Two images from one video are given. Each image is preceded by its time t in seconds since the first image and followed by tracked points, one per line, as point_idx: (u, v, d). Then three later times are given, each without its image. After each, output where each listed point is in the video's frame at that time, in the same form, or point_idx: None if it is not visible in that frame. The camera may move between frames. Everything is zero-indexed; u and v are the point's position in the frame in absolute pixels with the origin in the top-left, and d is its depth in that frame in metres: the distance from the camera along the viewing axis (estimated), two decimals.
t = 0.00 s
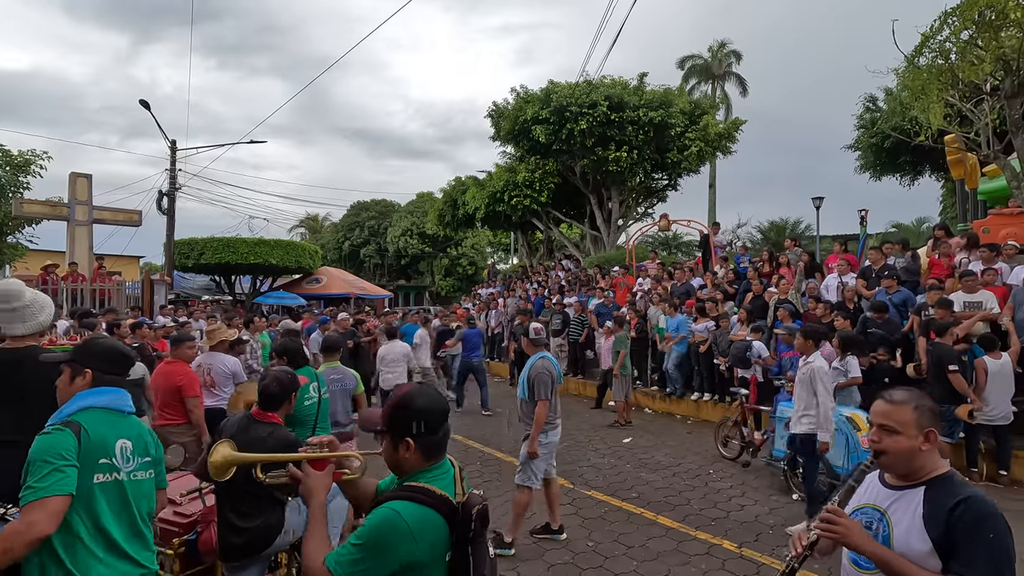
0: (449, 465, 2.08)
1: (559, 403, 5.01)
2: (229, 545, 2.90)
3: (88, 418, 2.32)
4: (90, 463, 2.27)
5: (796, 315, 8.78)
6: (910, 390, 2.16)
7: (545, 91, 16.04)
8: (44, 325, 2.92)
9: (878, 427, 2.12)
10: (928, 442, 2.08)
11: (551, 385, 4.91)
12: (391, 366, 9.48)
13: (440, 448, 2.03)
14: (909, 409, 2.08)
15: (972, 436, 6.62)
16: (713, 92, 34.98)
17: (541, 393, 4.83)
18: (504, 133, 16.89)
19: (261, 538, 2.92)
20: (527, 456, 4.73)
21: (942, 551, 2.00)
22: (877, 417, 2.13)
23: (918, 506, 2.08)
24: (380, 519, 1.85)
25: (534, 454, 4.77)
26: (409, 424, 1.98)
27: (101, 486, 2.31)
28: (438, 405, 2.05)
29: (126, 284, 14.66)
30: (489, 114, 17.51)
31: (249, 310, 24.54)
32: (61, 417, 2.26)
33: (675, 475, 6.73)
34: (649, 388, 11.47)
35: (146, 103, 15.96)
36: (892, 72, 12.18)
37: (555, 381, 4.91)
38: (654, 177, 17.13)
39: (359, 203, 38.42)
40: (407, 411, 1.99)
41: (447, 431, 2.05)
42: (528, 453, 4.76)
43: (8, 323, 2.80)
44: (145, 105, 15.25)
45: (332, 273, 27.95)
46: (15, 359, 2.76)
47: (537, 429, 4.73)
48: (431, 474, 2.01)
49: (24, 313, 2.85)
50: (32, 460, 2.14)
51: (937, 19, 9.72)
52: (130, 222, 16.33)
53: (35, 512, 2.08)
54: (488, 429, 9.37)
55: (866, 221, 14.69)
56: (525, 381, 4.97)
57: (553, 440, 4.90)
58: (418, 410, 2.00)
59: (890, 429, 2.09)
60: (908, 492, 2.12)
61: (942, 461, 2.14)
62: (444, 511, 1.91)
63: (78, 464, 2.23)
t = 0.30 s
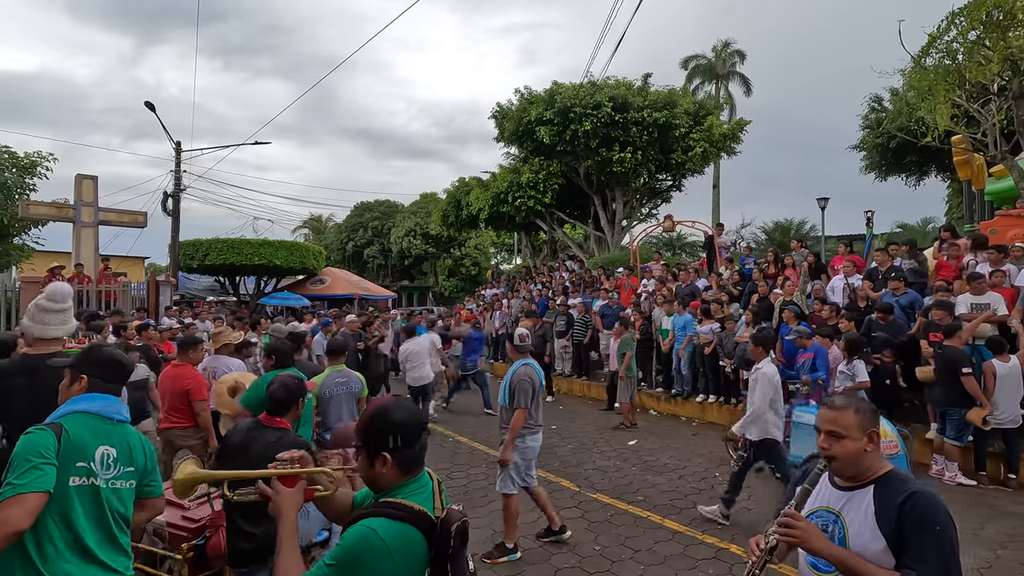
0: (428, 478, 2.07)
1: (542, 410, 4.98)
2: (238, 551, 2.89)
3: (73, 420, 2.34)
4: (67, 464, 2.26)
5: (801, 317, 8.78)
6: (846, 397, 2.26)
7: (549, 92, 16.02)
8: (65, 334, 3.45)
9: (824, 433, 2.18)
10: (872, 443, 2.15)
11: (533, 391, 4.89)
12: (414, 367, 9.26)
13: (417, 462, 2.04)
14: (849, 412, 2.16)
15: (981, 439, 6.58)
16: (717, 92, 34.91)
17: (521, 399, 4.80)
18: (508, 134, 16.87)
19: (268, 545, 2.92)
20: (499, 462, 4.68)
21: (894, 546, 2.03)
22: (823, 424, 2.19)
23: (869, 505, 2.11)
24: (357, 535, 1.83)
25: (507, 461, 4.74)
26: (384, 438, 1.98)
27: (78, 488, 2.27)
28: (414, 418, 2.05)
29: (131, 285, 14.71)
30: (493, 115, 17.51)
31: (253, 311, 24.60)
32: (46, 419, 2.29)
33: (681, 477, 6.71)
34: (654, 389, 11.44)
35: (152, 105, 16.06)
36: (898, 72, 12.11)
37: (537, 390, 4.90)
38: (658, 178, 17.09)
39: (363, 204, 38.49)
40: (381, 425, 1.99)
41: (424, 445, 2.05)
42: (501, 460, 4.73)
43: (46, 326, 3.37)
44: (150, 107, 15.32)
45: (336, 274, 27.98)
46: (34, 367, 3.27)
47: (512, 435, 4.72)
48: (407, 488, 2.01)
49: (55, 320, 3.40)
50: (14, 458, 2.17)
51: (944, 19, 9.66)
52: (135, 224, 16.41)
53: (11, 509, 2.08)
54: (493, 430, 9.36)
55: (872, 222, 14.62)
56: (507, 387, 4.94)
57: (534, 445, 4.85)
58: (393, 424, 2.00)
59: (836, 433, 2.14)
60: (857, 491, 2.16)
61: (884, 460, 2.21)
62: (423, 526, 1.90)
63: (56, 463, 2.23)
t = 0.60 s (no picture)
0: (408, 474, 2.09)
1: (530, 408, 4.96)
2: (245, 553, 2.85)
3: (64, 410, 2.41)
4: (56, 453, 2.34)
5: (805, 316, 8.79)
6: (830, 396, 2.24)
7: (551, 92, 15.98)
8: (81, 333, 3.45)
9: (805, 431, 2.17)
10: (853, 443, 2.14)
11: (516, 391, 4.88)
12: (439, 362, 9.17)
13: (398, 457, 2.04)
14: (830, 411, 2.14)
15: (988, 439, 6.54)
16: (719, 91, 34.85)
17: (502, 399, 4.80)
18: (510, 133, 16.83)
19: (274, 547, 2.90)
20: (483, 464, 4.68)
21: (864, 544, 2.04)
22: (805, 422, 2.18)
23: (844, 504, 2.12)
24: (346, 532, 1.82)
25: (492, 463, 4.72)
26: (365, 436, 1.96)
27: (63, 478, 2.36)
28: (393, 414, 2.05)
29: (134, 285, 14.70)
30: (496, 114, 17.47)
31: (255, 311, 24.60)
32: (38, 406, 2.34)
33: (687, 478, 6.69)
34: (658, 389, 11.41)
35: (154, 105, 16.06)
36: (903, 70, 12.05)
37: (521, 389, 4.88)
38: (661, 177, 17.05)
39: (365, 204, 38.50)
40: (361, 423, 1.97)
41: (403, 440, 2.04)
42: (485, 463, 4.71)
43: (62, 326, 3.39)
44: (153, 107, 15.33)
45: (338, 274, 27.97)
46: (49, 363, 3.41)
47: (494, 435, 4.71)
48: (390, 483, 2.00)
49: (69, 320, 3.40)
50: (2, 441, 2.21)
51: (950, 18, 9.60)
52: (138, 224, 16.41)
53: None
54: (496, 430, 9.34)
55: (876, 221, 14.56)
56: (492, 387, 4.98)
57: (523, 446, 4.83)
58: (373, 421, 1.99)
59: (815, 432, 2.14)
60: (834, 490, 2.17)
61: (867, 458, 2.19)
62: (411, 519, 1.91)
63: (47, 452, 2.30)
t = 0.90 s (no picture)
0: (375, 464, 2.21)
1: (519, 407, 4.93)
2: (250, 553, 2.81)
3: (27, 411, 2.56)
4: (16, 456, 2.50)
5: (809, 314, 8.85)
6: (857, 398, 2.16)
7: (555, 90, 15.90)
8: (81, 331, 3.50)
9: (817, 425, 2.11)
10: (863, 451, 2.05)
11: (506, 389, 4.85)
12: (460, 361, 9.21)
13: (365, 447, 2.16)
14: (852, 412, 2.07)
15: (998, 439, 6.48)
16: (722, 90, 34.74)
17: (492, 398, 4.76)
18: (513, 131, 16.77)
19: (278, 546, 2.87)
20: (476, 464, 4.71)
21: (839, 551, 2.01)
22: (820, 416, 2.11)
23: (834, 508, 2.08)
24: (312, 514, 1.94)
25: (485, 463, 4.71)
26: (332, 425, 2.10)
27: (26, 479, 2.53)
28: (361, 405, 2.18)
29: (137, 284, 14.70)
30: (499, 112, 17.40)
31: (258, 310, 24.57)
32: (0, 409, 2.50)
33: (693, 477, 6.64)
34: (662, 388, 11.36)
35: (157, 103, 16.04)
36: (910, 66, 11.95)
37: (510, 388, 4.85)
38: (665, 176, 16.97)
39: (367, 203, 38.47)
40: (330, 412, 2.10)
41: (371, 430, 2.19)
42: (478, 463, 4.72)
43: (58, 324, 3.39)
44: (155, 104, 15.32)
45: (341, 273, 27.92)
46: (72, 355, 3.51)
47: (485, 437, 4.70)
48: (357, 471, 2.15)
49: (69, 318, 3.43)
50: None
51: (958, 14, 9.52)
52: (140, 222, 16.37)
53: None
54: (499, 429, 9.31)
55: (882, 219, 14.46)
56: (482, 387, 4.94)
57: (514, 446, 4.78)
58: (342, 411, 2.11)
59: (828, 429, 2.07)
60: (828, 494, 2.12)
61: (880, 471, 2.09)
62: (376, 505, 2.04)
63: (7, 454, 2.47)
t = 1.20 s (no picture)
0: (335, 458, 2.16)
1: (497, 406, 4.88)
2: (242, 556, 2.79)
3: None
4: None
5: (811, 313, 8.79)
6: (841, 403, 2.06)
7: (556, 87, 15.77)
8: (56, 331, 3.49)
9: (800, 436, 2.01)
10: (851, 462, 1.95)
11: (487, 386, 4.82)
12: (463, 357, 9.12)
13: (325, 439, 2.10)
14: (834, 419, 1.97)
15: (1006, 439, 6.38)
16: (723, 87, 34.61)
17: (474, 395, 4.72)
18: (514, 128, 16.66)
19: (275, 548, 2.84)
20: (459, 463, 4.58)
21: None
22: (800, 427, 2.02)
23: (821, 528, 1.98)
24: (266, 507, 1.89)
25: (467, 461, 4.59)
26: (289, 418, 2.04)
27: None
28: (318, 398, 2.13)
29: (135, 282, 14.61)
30: (499, 109, 17.29)
31: (258, 308, 24.48)
32: None
33: (695, 478, 6.54)
34: (664, 387, 11.27)
35: (155, 100, 15.97)
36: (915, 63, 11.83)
37: (491, 385, 4.83)
38: (666, 174, 16.87)
39: (367, 201, 38.37)
40: (285, 405, 2.05)
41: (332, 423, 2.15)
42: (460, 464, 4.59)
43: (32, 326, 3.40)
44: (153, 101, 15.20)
45: (340, 271, 27.81)
46: (58, 351, 3.46)
47: (468, 432, 4.61)
48: (319, 462, 2.10)
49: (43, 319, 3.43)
50: None
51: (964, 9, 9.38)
52: (140, 220, 16.29)
53: None
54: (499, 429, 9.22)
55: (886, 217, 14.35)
56: (462, 386, 4.88)
57: (493, 445, 4.73)
58: (297, 403, 2.06)
59: (811, 440, 1.97)
60: (814, 512, 2.03)
61: (869, 486, 1.98)
62: (333, 497, 1.99)
63: None
